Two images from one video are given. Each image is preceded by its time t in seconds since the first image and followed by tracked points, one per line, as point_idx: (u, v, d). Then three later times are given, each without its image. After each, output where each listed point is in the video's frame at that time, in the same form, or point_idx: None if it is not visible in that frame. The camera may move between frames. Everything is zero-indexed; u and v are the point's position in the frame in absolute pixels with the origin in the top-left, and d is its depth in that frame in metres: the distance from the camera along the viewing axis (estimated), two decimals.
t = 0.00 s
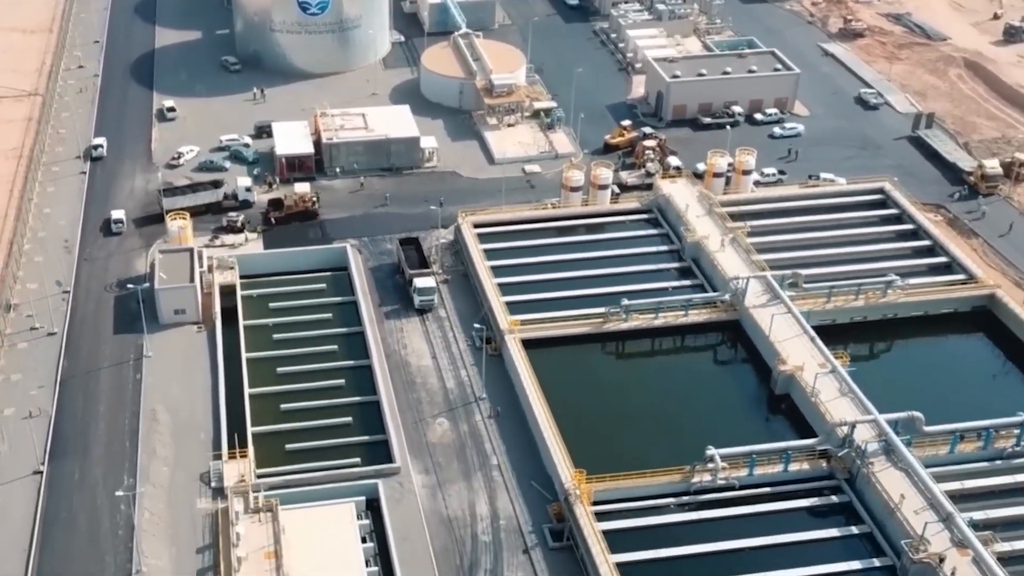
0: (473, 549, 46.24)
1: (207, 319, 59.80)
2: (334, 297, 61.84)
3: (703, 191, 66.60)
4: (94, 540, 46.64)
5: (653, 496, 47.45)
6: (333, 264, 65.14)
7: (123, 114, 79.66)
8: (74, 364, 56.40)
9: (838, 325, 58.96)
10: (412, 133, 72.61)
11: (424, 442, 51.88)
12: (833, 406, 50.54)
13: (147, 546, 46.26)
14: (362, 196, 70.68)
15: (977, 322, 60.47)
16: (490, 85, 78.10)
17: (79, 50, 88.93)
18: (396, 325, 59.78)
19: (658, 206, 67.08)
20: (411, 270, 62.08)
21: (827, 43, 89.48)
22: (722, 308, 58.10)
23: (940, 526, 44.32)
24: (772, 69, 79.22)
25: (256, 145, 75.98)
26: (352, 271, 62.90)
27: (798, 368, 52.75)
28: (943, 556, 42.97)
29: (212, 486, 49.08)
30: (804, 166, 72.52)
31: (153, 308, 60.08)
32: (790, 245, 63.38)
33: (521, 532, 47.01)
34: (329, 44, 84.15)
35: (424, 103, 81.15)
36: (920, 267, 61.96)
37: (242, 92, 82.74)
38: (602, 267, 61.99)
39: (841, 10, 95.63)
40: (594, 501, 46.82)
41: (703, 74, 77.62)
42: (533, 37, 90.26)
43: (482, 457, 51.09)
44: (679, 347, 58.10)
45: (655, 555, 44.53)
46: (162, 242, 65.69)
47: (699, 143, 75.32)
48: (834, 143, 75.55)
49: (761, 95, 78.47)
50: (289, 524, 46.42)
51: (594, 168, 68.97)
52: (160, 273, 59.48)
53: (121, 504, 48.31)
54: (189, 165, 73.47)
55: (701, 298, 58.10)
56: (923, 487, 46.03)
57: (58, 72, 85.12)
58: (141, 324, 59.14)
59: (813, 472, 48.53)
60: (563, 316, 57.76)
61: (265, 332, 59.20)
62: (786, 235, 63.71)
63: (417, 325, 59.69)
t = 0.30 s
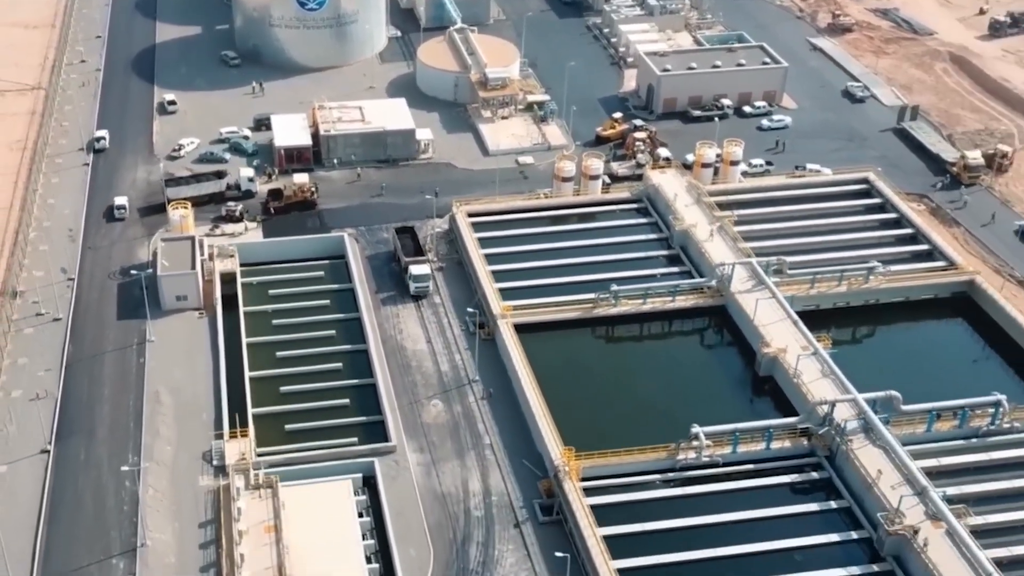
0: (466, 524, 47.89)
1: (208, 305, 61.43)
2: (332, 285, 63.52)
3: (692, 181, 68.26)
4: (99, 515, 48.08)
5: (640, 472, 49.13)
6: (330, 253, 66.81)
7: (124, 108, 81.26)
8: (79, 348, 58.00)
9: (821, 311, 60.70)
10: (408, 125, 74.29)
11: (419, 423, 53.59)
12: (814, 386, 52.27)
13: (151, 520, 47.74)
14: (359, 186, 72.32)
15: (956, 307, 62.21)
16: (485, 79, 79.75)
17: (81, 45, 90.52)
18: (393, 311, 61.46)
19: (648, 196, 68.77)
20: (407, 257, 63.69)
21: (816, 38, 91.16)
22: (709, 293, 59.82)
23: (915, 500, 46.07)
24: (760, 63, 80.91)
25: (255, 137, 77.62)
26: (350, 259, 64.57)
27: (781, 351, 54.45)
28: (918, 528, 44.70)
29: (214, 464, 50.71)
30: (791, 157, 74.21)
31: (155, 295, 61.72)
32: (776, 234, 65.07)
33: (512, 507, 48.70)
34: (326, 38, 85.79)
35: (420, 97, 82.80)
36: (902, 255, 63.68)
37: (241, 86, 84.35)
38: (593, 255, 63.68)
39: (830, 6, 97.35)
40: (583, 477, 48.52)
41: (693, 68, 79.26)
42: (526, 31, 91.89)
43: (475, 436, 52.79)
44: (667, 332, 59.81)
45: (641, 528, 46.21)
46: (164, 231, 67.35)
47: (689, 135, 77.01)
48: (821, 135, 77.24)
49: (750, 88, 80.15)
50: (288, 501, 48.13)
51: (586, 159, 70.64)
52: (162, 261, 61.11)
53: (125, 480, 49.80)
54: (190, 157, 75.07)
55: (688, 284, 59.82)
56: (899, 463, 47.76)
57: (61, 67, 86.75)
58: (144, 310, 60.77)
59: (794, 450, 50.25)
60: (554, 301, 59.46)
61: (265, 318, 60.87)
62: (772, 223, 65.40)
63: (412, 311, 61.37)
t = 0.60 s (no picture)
0: (458, 500, 49.61)
1: (209, 292, 63.09)
2: (329, 273, 65.21)
3: (681, 172, 69.95)
4: (104, 491, 49.76)
5: (626, 450, 50.85)
6: (328, 242, 68.52)
7: (125, 101, 82.90)
8: (84, 333, 59.66)
9: (805, 297, 62.47)
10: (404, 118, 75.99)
11: (414, 404, 55.32)
12: (796, 368, 53.98)
13: (155, 496, 49.40)
14: (356, 177, 74.00)
15: (937, 293, 63.92)
16: (479, 72, 81.44)
17: (83, 40, 92.12)
18: (388, 297, 63.15)
19: (638, 186, 70.48)
20: (402, 246, 65.37)
21: (804, 33, 92.88)
22: (696, 280, 61.57)
23: (891, 475, 47.78)
24: (749, 57, 82.63)
25: (254, 130, 79.29)
26: (347, 248, 66.26)
27: (765, 334, 56.18)
28: (893, 502, 46.41)
29: (215, 443, 52.39)
30: (778, 149, 75.91)
31: (157, 282, 63.38)
32: (762, 222, 66.77)
33: (503, 484, 50.43)
34: (324, 34, 87.46)
35: (416, 90, 84.47)
36: (885, 243, 65.40)
37: (241, 80, 85.99)
38: (583, 243, 65.38)
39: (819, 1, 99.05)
40: (571, 455, 50.23)
41: (683, 62, 80.94)
42: (520, 27, 93.56)
43: (468, 417, 54.52)
44: (655, 318, 61.55)
45: (627, 503, 47.93)
46: (165, 221, 69.00)
47: (679, 127, 78.70)
48: (808, 127, 78.93)
49: (739, 82, 81.87)
50: (286, 478, 49.85)
51: (578, 151, 72.34)
52: (164, 249, 62.78)
53: (129, 459, 51.44)
54: (190, 149, 76.71)
55: (676, 271, 61.56)
56: (877, 440, 49.47)
57: (63, 62, 88.39)
58: (146, 297, 62.43)
59: (777, 429, 51.97)
60: (545, 287, 61.16)
61: (264, 305, 62.55)
62: (758, 213, 67.14)
63: (407, 298, 63.07)
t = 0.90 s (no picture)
0: (450, 473, 51.54)
1: (209, 277, 64.96)
2: (326, 259, 67.11)
3: (669, 161, 71.86)
4: (109, 466, 51.65)
5: (612, 426, 52.80)
6: (326, 230, 70.40)
7: (127, 93, 84.74)
8: (88, 317, 61.52)
9: (786, 282, 64.52)
10: (399, 109, 77.90)
11: (408, 383, 57.22)
12: (777, 347, 55.92)
13: (158, 470, 51.25)
14: (352, 167, 75.88)
15: (916, 277, 65.87)
16: (473, 65, 83.34)
17: (84, 34, 93.93)
18: (384, 282, 65.02)
19: (626, 175, 72.39)
20: (397, 232, 67.22)
21: (792, 27, 94.77)
22: (682, 264, 63.51)
23: (866, 448, 49.73)
24: (737, 50, 84.53)
25: (253, 121, 81.15)
26: (343, 235, 68.13)
27: (747, 316, 58.12)
28: (867, 474, 48.34)
29: (216, 421, 54.31)
30: (764, 139, 77.83)
31: (159, 268, 65.23)
32: (747, 209, 68.69)
33: (494, 459, 52.37)
34: (321, 27, 89.30)
35: (411, 83, 86.36)
36: (866, 229, 67.34)
37: (240, 73, 87.82)
38: (573, 230, 67.30)
39: None
40: (559, 431, 52.18)
41: (672, 55, 82.84)
42: (513, 21, 95.45)
43: (460, 395, 56.44)
44: (642, 301, 63.50)
45: (612, 476, 49.88)
46: (166, 209, 70.86)
47: (668, 118, 80.63)
48: (794, 117, 80.85)
49: (726, 74, 83.78)
50: (285, 453, 51.77)
51: (568, 141, 74.26)
52: (165, 235, 64.66)
53: (133, 435, 53.30)
54: (190, 140, 78.55)
55: (662, 256, 63.51)
56: (853, 416, 51.43)
57: (66, 55, 90.22)
58: (148, 282, 64.29)
59: (757, 406, 53.94)
60: (536, 272, 63.07)
61: (263, 290, 64.45)
62: (743, 201, 69.08)
63: (402, 282, 64.96)
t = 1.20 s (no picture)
0: (443, 452, 53.23)
1: (209, 265, 66.59)
2: (324, 247, 68.79)
3: (659, 152, 73.52)
4: (113, 444, 53.27)
5: (600, 407, 54.52)
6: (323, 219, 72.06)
7: (128, 87, 86.35)
8: (91, 303, 63.14)
9: (772, 268, 66.16)
10: (395, 102, 79.56)
11: (403, 366, 58.92)
12: (761, 331, 57.64)
13: (160, 449, 52.89)
14: (349, 158, 77.53)
15: (899, 264, 67.56)
16: (467, 58, 85.01)
17: (86, 29, 95.49)
18: (379, 270, 66.68)
19: (617, 166, 74.07)
20: (392, 221, 68.88)
21: (781, 21, 96.44)
22: (670, 252, 65.22)
23: (845, 426, 51.45)
24: (726, 44, 86.21)
25: (252, 114, 82.79)
26: (340, 224, 69.80)
27: (732, 301, 59.83)
28: (846, 451, 50.05)
29: (217, 402, 55.99)
30: (752, 131, 79.50)
31: (160, 256, 66.87)
32: (735, 199, 70.38)
33: (486, 438, 54.08)
34: (318, 22, 90.92)
35: (407, 76, 88.02)
36: (850, 218, 69.03)
37: (238, 67, 89.43)
38: (564, 219, 68.98)
39: None
40: (548, 411, 53.88)
41: (663, 48, 84.51)
42: (507, 16, 97.11)
43: (453, 378, 58.15)
44: (631, 288, 65.21)
45: (600, 453, 51.59)
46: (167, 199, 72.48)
47: (658, 110, 82.33)
48: (782, 110, 82.54)
49: (716, 68, 85.45)
50: (283, 433, 53.46)
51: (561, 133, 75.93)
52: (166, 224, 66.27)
53: (136, 415, 54.94)
54: (190, 132, 80.17)
55: (651, 243, 65.21)
56: (833, 396, 53.16)
57: (68, 50, 91.80)
58: (149, 270, 65.92)
59: (742, 387, 55.66)
60: (528, 259, 64.75)
61: (261, 277, 66.11)
62: (730, 190, 70.78)
63: (398, 270, 66.62)
